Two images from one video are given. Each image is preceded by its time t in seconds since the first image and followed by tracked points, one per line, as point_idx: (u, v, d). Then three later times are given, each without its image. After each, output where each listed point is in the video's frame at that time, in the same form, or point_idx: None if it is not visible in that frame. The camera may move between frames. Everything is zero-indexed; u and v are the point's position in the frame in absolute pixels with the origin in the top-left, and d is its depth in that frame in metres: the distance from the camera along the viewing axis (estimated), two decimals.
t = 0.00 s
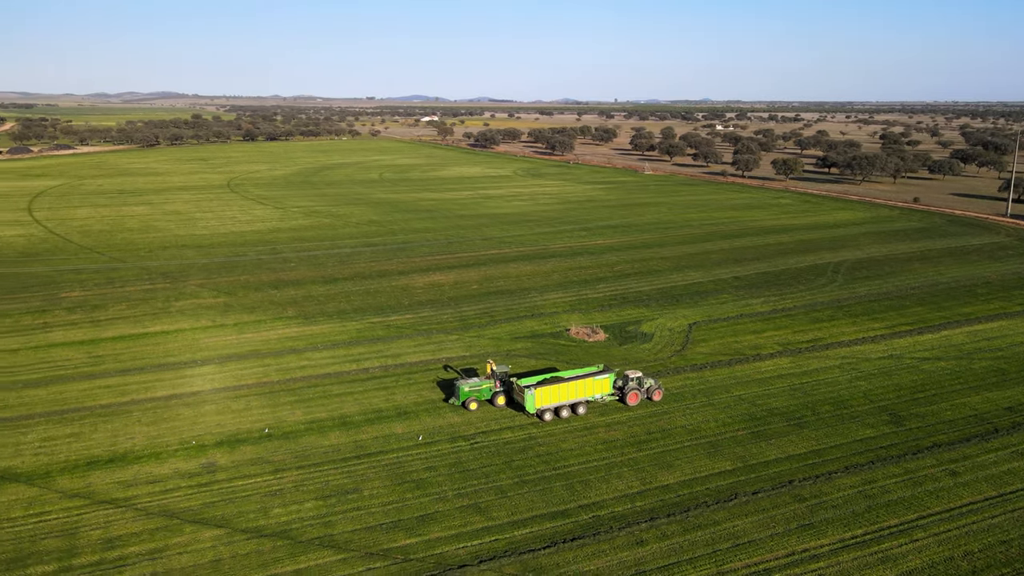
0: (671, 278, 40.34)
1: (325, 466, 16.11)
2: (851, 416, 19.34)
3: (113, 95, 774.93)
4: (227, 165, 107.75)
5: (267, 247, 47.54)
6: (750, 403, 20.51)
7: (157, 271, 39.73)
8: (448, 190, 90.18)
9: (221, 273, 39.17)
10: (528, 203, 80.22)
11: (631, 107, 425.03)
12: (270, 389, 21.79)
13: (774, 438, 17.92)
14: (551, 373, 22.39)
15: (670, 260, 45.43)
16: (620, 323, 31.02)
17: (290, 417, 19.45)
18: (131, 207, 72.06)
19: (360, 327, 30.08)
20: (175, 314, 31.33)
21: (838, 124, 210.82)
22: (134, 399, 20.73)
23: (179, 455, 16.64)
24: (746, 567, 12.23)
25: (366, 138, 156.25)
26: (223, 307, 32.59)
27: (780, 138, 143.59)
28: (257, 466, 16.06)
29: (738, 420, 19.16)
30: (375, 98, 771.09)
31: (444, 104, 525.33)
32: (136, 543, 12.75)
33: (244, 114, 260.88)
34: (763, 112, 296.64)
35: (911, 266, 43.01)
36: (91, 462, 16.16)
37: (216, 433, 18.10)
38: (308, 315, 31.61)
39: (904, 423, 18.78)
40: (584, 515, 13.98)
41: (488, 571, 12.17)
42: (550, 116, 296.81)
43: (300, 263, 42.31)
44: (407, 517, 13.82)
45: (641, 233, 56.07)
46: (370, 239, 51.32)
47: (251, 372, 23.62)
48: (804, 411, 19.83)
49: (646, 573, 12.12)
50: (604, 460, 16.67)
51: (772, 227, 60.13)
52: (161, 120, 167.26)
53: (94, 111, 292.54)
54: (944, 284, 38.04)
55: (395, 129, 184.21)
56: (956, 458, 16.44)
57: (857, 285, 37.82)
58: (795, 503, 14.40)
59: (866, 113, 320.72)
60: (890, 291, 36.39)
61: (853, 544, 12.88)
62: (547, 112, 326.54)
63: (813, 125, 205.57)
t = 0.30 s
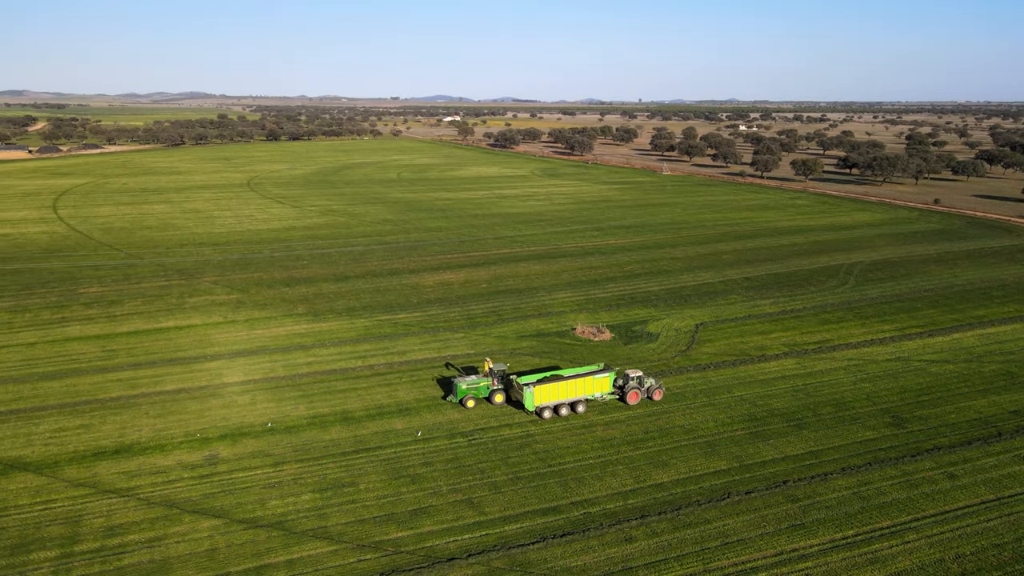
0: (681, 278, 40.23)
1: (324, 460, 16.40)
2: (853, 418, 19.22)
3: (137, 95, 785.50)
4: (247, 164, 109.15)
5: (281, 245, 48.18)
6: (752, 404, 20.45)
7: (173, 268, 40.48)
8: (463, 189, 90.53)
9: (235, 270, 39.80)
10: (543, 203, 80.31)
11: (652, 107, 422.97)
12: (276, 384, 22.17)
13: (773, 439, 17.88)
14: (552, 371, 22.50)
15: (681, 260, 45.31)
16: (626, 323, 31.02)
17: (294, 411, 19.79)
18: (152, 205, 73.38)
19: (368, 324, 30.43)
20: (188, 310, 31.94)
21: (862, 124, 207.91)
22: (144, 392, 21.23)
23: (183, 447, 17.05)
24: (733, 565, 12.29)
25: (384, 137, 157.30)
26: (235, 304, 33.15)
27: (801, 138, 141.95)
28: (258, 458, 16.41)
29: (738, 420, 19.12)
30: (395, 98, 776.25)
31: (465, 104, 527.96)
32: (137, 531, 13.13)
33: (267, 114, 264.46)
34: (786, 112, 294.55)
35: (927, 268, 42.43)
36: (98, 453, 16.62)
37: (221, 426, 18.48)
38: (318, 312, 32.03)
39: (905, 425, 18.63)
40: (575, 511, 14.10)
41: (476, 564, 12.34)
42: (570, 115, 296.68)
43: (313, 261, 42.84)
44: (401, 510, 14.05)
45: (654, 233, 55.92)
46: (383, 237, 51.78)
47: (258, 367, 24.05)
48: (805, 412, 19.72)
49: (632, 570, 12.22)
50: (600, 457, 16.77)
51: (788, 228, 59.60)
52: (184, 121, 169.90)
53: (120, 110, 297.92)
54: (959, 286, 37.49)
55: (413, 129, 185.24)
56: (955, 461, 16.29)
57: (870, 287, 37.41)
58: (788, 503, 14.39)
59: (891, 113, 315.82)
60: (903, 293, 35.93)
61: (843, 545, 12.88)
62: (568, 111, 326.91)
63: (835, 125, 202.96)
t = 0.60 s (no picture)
0: (693, 279, 40.12)
1: (326, 454, 16.74)
2: (856, 420, 19.09)
3: (165, 96, 798.34)
4: (267, 164, 110.66)
5: (297, 243, 48.86)
6: (754, 405, 20.38)
7: (191, 265, 41.30)
8: (481, 189, 90.86)
9: (250, 268, 40.47)
10: (559, 203, 80.39)
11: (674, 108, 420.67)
12: (284, 380, 22.60)
13: (772, 440, 17.84)
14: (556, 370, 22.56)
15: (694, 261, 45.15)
16: (634, 323, 31.05)
17: (299, 406, 20.17)
18: (175, 204, 74.72)
19: (378, 322, 30.82)
20: (203, 307, 32.59)
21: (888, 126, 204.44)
22: (155, 386, 21.75)
23: (190, 440, 17.47)
24: (721, 563, 12.37)
25: (403, 137, 158.39)
26: (249, 301, 33.74)
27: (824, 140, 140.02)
28: (260, 452, 16.75)
29: (738, 421, 19.11)
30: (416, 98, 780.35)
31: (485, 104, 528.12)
32: (139, 520, 13.51)
33: (291, 114, 267.86)
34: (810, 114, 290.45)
35: (945, 271, 41.76)
36: (107, 444, 17.09)
37: (227, 420, 18.90)
38: (329, 310, 32.50)
39: (909, 428, 18.45)
40: (568, 508, 14.24)
41: (466, 558, 12.53)
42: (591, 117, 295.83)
43: (327, 259, 43.38)
44: (397, 504, 14.31)
45: (669, 234, 55.74)
46: (397, 237, 52.23)
47: (268, 363, 24.50)
48: (807, 414, 19.62)
49: (620, 566, 12.34)
50: (597, 456, 16.88)
51: (805, 229, 58.94)
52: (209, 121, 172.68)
53: (149, 111, 304.19)
54: (977, 290, 36.83)
55: (433, 130, 186.20)
56: (956, 465, 16.13)
57: (884, 289, 36.92)
58: (782, 504, 14.37)
59: (919, 115, 310.45)
60: (918, 296, 35.41)
61: (834, 546, 12.87)
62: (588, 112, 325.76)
63: (860, 126, 199.89)
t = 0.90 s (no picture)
0: (706, 279, 39.92)
1: (328, 447, 17.07)
2: (860, 423, 18.93)
3: (193, 96, 811.92)
4: (290, 163, 112.17)
5: (315, 241, 49.53)
6: (758, 406, 20.30)
7: (210, 262, 42.15)
8: (499, 189, 91.14)
9: (267, 266, 41.17)
10: (576, 203, 80.36)
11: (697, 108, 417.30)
12: (293, 375, 23.03)
13: (773, 441, 17.77)
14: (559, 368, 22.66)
15: (708, 261, 44.93)
16: (644, 323, 31.02)
17: (306, 401, 20.55)
18: (198, 202, 76.07)
19: (389, 319, 31.19)
20: (220, 303, 33.27)
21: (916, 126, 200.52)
22: (168, 379, 22.31)
23: (198, 432, 17.93)
24: (711, 561, 12.43)
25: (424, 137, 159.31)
26: (264, 298, 34.35)
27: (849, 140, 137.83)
28: (265, 445, 17.14)
29: (741, 421, 19.06)
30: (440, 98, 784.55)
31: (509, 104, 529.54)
32: (144, 508, 13.94)
33: (317, 113, 271.21)
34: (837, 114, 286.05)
35: (965, 274, 40.99)
36: (118, 435, 17.61)
37: (235, 413, 19.34)
38: (342, 307, 32.96)
39: (914, 431, 18.26)
40: (563, 505, 14.37)
41: (457, 552, 12.74)
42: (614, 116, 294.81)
43: (342, 258, 43.90)
44: (394, 498, 14.56)
45: (685, 235, 55.47)
46: (413, 236, 52.66)
47: (279, 358, 24.96)
48: (811, 415, 19.50)
49: (609, 562, 12.46)
50: (595, 454, 16.98)
51: (824, 231, 58.21)
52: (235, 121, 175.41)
53: (178, 110, 310.22)
54: (997, 293, 36.09)
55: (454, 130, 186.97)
56: (959, 469, 15.95)
57: (901, 292, 36.37)
58: (778, 504, 14.36)
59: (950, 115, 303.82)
60: (935, 299, 34.83)
61: (826, 546, 12.85)
62: (611, 112, 325.21)
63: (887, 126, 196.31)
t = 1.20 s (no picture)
0: (719, 280, 39.74)
1: (330, 441, 17.41)
2: (863, 424, 18.81)
3: (219, 96, 824.44)
4: (311, 163, 113.52)
5: (331, 240, 50.17)
6: (760, 407, 20.24)
7: (227, 259, 42.93)
8: (516, 189, 91.35)
9: (282, 263, 41.82)
10: (593, 203, 80.29)
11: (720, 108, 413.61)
12: (301, 370, 23.43)
13: (774, 442, 17.72)
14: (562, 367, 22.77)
15: (721, 262, 44.71)
16: (652, 323, 31.02)
17: (312, 396, 20.92)
18: (220, 200, 77.32)
19: (399, 317, 31.55)
20: (235, 300, 33.90)
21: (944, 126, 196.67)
22: (180, 373, 22.83)
23: (205, 424, 18.36)
24: (700, 559, 12.51)
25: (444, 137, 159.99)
26: (278, 295, 34.91)
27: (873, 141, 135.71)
28: (268, 438, 17.51)
29: (742, 422, 19.01)
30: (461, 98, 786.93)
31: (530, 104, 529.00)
32: (148, 498, 14.37)
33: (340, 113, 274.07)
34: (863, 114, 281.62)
35: (984, 276, 40.29)
36: (128, 426, 18.13)
37: (242, 407, 19.77)
38: (353, 305, 33.38)
39: (917, 434, 18.10)
40: (557, 501, 14.53)
41: (449, 544, 12.97)
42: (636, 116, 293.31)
43: (356, 256, 44.39)
44: (391, 491, 14.83)
45: (700, 235, 55.20)
46: (428, 235, 53.04)
47: (288, 354, 25.39)
48: (814, 417, 19.38)
49: (599, 558, 12.60)
50: (593, 452, 17.08)
51: (841, 232, 57.55)
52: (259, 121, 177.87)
53: (206, 110, 315.47)
54: (1015, 296, 35.44)
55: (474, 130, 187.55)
56: (960, 472, 15.81)
57: (916, 294, 35.87)
58: (772, 504, 14.38)
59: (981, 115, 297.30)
60: (951, 301, 34.30)
61: (818, 547, 12.87)
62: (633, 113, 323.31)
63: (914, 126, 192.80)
